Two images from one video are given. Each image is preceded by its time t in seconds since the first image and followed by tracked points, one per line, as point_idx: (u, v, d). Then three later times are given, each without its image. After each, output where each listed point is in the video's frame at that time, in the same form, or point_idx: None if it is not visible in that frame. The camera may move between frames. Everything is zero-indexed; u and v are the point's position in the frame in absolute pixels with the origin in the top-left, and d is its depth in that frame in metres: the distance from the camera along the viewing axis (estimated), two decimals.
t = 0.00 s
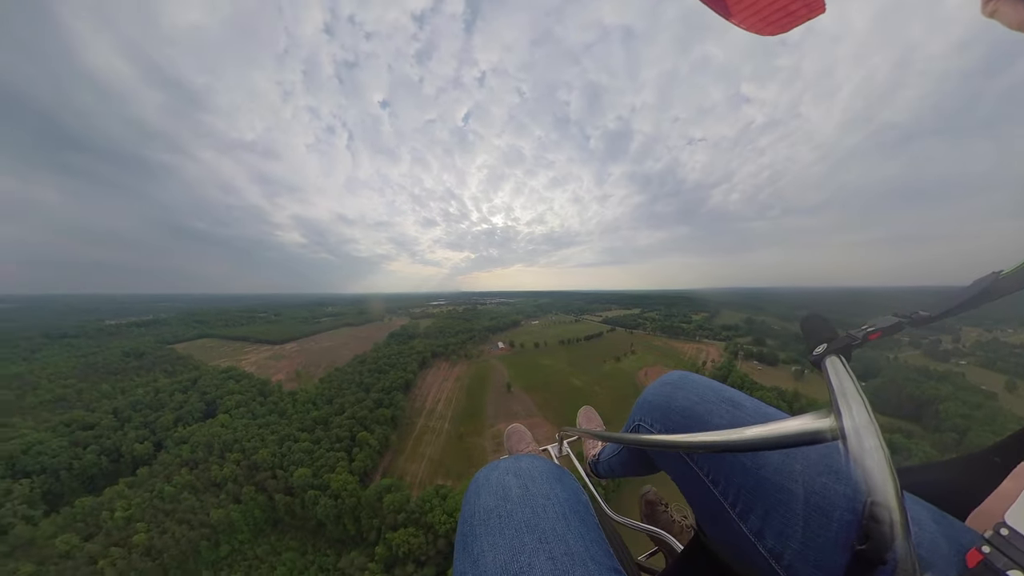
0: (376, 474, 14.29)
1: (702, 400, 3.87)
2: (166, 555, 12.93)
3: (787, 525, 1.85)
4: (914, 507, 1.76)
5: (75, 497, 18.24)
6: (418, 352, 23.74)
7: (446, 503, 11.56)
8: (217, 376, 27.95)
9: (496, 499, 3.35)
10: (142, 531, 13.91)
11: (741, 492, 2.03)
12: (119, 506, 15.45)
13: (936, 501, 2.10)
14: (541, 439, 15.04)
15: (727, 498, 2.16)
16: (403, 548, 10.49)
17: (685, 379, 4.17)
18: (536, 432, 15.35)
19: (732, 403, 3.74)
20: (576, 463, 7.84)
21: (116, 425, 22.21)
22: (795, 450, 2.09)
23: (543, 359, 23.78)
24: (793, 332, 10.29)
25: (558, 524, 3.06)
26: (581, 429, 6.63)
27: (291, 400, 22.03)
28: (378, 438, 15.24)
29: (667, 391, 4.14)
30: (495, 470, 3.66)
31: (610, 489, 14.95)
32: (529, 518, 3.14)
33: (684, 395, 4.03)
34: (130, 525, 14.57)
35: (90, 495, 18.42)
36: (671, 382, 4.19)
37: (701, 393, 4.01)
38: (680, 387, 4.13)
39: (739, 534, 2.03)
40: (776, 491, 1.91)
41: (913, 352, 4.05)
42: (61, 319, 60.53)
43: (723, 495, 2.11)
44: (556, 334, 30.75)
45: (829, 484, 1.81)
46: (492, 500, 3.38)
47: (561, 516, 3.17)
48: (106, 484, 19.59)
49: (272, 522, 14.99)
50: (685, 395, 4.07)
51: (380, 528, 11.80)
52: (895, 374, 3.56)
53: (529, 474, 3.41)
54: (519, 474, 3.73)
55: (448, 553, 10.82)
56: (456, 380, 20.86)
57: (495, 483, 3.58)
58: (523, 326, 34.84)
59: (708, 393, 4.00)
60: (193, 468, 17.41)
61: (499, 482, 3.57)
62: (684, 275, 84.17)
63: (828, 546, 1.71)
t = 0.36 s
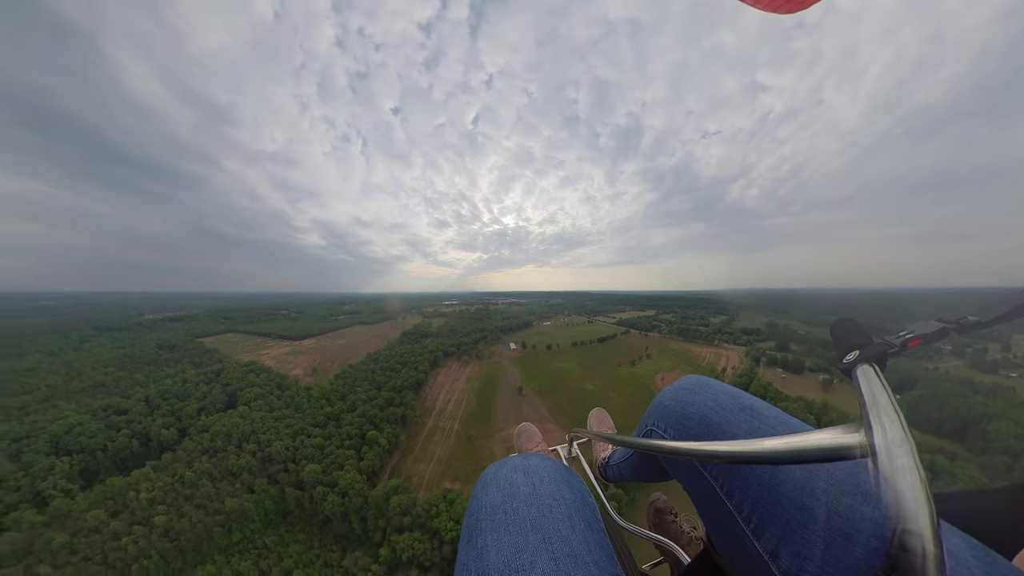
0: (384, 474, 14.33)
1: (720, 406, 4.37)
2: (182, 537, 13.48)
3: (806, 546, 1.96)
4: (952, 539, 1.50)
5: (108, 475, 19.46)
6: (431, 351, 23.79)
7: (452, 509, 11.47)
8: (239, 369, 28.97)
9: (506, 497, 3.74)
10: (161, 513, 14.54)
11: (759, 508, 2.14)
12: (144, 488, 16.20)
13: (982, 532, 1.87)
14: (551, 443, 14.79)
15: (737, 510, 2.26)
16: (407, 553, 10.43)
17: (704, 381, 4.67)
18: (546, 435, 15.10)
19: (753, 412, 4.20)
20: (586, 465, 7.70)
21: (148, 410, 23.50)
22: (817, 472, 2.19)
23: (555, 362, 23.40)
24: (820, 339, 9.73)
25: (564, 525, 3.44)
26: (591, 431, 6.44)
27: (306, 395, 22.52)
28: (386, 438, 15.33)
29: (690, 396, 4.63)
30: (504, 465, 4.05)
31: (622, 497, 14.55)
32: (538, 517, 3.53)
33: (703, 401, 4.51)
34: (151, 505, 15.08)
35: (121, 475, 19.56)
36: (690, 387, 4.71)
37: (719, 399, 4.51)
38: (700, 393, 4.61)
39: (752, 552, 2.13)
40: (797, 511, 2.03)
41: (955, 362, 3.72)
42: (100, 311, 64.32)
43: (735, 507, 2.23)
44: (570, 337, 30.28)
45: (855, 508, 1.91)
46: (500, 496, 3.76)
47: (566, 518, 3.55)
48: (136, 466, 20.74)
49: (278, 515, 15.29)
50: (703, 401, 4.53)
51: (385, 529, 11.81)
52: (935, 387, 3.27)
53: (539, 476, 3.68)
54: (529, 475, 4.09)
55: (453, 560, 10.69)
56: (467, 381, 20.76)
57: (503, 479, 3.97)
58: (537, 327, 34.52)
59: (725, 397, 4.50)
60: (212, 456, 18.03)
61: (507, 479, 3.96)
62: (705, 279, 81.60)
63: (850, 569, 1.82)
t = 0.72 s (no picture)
0: (391, 475, 14.36)
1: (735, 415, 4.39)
2: (198, 522, 14.20)
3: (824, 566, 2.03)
4: None
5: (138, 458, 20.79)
6: (443, 351, 23.77)
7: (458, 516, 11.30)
8: (260, 362, 29.88)
9: (513, 496, 4.18)
10: (181, 498, 15.27)
11: (775, 527, 2.25)
12: (167, 472, 17.08)
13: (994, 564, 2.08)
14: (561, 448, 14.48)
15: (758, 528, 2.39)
16: (411, 559, 10.35)
17: (720, 390, 4.75)
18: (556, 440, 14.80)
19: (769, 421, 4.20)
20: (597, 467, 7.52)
21: (176, 399, 24.61)
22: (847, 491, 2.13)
23: (568, 365, 23.01)
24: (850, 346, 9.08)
25: (567, 527, 3.81)
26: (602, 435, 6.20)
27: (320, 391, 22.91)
28: (395, 437, 15.36)
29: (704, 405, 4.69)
30: (512, 467, 4.58)
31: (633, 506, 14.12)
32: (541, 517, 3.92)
33: (717, 410, 4.57)
34: (173, 489, 16.03)
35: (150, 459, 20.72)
36: (705, 395, 4.77)
37: (735, 406, 4.53)
38: (716, 401, 4.66)
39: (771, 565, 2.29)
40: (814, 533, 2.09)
41: (1007, 377, 3.32)
42: (136, 305, 68.18)
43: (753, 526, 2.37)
44: (584, 338, 29.76)
45: (878, 535, 1.87)
46: (507, 494, 4.27)
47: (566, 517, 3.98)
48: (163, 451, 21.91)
49: (287, 508, 15.45)
50: (719, 409, 4.57)
51: (389, 531, 11.82)
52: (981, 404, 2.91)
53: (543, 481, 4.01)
54: (535, 474, 4.52)
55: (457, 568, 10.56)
56: (478, 382, 20.61)
57: (511, 479, 4.48)
58: (550, 328, 34.17)
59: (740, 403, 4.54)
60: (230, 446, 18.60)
61: (515, 480, 4.46)
62: (727, 283, 78.78)
63: None
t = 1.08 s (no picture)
0: (396, 479, 14.14)
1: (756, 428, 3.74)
2: (206, 513, 14.36)
3: None
4: None
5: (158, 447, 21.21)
6: (454, 353, 23.46)
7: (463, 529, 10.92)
8: (275, 359, 30.28)
9: (515, 498, 3.92)
10: (191, 489, 15.46)
11: (794, 554, 2.01)
12: (182, 463, 17.22)
13: None
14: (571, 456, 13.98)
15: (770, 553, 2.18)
16: (411, 570, 10.03)
17: (739, 400, 4.13)
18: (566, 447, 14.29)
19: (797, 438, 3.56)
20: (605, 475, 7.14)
21: (195, 391, 25.02)
22: (875, 522, 1.91)
23: (580, 369, 22.37)
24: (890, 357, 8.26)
25: (571, 538, 3.50)
26: (610, 441, 5.89)
27: (331, 389, 22.97)
28: (402, 440, 15.11)
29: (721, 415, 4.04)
30: (519, 468, 4.33)
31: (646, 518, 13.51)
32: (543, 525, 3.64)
33: (737, 422, 3.91)
34: (185, 480, 16.07)
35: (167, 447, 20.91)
36: (724, 405, 4.12)
37: (756, 419, 3.88)
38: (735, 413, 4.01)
39: None
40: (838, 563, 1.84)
41: None
42: (165, 302, 71.14)
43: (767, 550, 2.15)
44: (598, 342, 28.97)
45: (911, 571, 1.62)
46: (511, 495, 4.03)
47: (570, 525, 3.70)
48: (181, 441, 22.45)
49: (292, 506, 15.26)
50: (738, 421, 3.91)
51: (391, 539, 11.53)
52: None
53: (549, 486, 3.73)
54: (540, 477, 4.26)
55: None
56: (487, 386, 20.20)
57: (517, 481, 4.24)
58: (563, 331, 33.53)
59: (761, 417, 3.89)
60: (241, 440, 18.77)
61: (520, 481, 4.21)
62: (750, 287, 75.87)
63: None
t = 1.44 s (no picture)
0: (399, 485, 13.80)
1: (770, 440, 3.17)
2: (209, 511, 14.29)
3: None
4: None
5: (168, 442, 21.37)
6: (463, 355, 23.10)
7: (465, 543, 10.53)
8: (285, 358, 30.37)
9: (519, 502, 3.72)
10: (197, 486, 15.46)
11: None
12: (189, 458, 17.31)
13: None
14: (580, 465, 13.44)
15: None
16: None
17: (757, 410, 3.51)
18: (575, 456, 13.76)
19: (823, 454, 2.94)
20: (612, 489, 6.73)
21: (207, 387, 25.15)
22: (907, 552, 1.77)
23: (591, 374, 21.73)
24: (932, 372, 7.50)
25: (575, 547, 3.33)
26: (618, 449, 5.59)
27: (338, 390, 22.81)
28: (406, 446, 14.74)
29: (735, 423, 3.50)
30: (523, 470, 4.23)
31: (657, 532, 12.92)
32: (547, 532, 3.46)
33: (755, 434, 3.32)
34: (190, 476, 16.16)
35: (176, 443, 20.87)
36: (739, 415, 3.53)
37: (776, 432, 3.30)
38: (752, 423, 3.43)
39: None
40: None
41: None
42: (183, 301, 72.80)
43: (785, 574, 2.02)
44: (611, 346, 28.14)
45: None
46: (514, 497, 3.90)
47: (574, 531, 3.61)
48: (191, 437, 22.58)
49: (294, 507, 15.06)
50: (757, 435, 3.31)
51: (390, 549, 11.18)
52: None
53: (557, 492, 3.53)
54: (545, 481, 4.07)
55: None
56: (496, 391, 19.65)
57: (521, 484, 4.10)
58: (575, 333, 32.77)
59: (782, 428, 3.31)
60: (247, 439, 18.73)
61: (524, 484, 4.10)
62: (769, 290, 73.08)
63: None
